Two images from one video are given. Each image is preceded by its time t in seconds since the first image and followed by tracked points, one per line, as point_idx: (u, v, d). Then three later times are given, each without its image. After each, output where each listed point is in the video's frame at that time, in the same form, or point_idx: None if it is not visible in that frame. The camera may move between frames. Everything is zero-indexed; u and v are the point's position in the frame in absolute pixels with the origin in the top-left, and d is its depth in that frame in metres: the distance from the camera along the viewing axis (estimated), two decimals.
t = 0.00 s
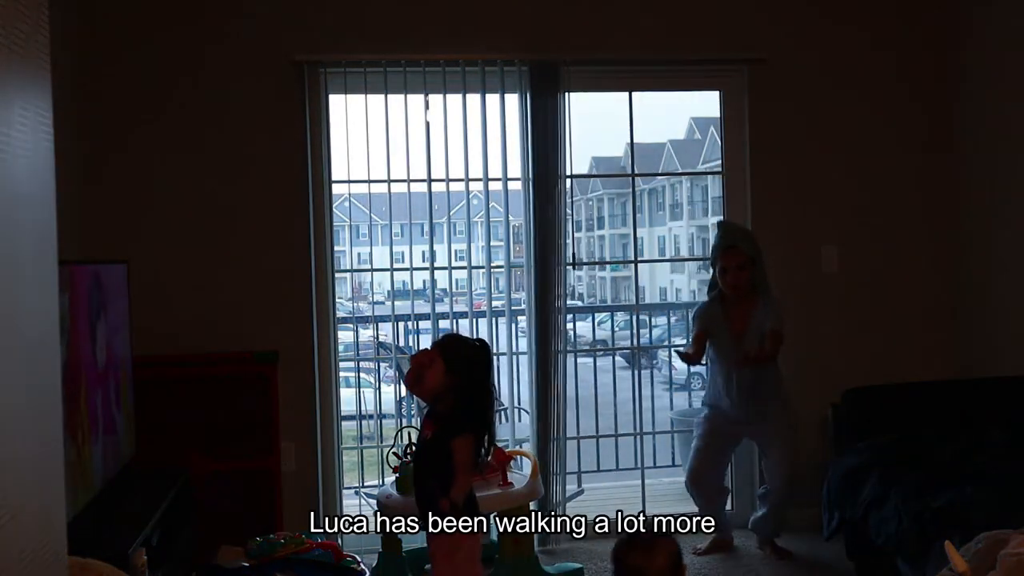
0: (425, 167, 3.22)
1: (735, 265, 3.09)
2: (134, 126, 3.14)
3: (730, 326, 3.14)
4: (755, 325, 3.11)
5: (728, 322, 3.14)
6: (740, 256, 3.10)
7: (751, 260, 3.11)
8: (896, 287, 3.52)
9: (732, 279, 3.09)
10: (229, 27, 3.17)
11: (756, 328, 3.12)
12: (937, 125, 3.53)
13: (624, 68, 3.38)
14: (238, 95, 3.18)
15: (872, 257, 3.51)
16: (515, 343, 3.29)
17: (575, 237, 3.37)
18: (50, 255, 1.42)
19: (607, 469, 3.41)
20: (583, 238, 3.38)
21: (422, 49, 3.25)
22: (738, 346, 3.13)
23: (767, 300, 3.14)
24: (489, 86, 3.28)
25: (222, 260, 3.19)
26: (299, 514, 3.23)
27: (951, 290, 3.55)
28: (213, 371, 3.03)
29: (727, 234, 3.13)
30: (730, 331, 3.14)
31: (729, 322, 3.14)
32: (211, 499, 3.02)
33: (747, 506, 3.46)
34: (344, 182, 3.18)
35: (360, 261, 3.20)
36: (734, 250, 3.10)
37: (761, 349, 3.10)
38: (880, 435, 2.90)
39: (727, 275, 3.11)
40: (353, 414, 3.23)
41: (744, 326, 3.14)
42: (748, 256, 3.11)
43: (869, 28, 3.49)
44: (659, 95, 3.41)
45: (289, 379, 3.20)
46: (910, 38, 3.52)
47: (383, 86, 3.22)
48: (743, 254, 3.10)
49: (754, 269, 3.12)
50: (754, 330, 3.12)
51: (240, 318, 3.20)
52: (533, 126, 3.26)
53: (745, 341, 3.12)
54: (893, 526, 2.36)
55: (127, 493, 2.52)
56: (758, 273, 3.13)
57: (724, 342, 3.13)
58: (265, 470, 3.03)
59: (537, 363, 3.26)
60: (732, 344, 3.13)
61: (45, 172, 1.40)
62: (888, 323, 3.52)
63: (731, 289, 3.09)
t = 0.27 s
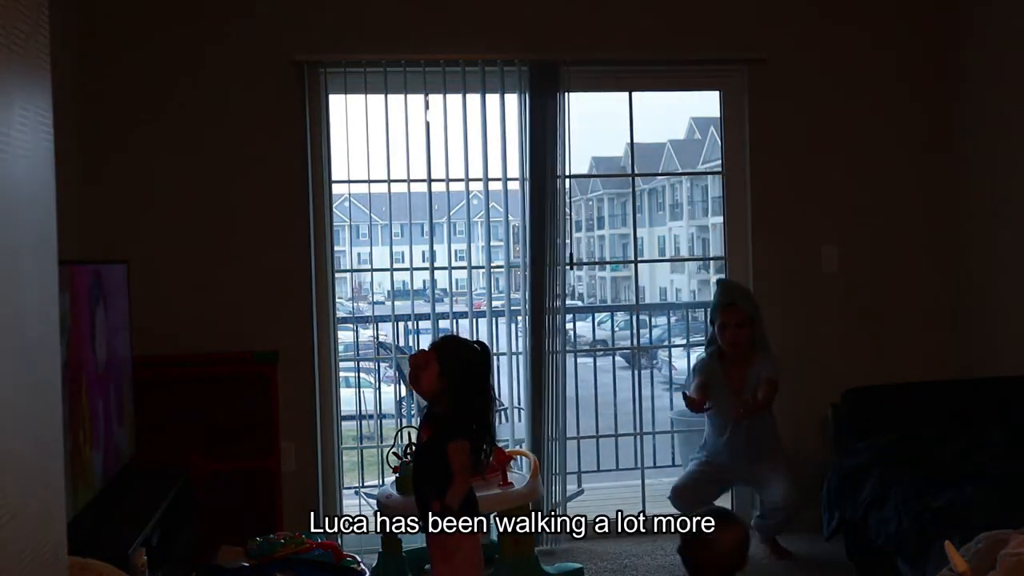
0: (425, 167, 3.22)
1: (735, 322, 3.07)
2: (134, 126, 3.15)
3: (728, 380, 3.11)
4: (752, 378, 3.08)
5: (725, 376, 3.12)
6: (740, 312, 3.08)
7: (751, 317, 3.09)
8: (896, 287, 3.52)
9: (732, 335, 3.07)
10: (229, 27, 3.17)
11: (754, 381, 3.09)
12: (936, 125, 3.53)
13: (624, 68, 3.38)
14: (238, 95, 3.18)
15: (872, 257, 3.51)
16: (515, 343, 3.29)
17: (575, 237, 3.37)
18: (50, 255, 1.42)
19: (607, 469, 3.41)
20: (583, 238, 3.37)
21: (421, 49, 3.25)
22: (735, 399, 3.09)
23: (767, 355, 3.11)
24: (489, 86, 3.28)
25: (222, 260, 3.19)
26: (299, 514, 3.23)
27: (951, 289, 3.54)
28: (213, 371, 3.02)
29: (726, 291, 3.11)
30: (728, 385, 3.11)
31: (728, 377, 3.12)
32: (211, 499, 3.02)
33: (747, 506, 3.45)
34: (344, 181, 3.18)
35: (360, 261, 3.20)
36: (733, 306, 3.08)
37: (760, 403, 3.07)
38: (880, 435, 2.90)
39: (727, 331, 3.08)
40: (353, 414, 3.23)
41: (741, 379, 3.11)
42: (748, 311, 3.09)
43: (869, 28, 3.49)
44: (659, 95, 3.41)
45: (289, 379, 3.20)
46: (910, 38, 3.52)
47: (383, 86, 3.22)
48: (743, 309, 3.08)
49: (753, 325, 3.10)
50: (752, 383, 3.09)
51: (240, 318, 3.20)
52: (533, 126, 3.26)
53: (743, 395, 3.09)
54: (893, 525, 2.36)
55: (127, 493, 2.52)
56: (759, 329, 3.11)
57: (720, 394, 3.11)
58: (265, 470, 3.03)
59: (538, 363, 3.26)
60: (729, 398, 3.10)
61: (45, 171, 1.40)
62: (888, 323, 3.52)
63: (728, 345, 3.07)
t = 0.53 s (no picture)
0: (425, 167, 3.22)
1: (732, 343, 3.07)
2: (134, 125, 3.14)
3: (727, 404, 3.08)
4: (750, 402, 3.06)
5: (723, 399, 3.09)
6: (737, 334, 3.07)
7: (747, 339, 3.08)
8: (897, 287, 3.52)
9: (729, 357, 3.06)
10: (229, 27, 3.17)
11: (752, 404, 3.07)
12: (936, 125, 3.53)
13: (624, 68, 3.38)
14: (238, 95, 3.18)
15: (872, 257, 3.51)
16: (515, 343, 3.29)
17: (575, 237, 3.37)
18: (50, 255, 1.42)
19: (607, 469, 3.41)
20: (583, 238, 3.37)
21: (422, 49, 3.25)
22: (733, 423, 3.07)
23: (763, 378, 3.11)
24: (489, 86, 3.28)
25: (222, 260, 3.19)
26: (299, 514, 3.23)
27: (951, 289, 3.54)
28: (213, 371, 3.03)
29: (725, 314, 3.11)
30: (726, 409, 3.08)
31: (725, 401, 3.09)
32: (211, 499, 3.02)
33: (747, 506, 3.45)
34: (344, 181, 3.18)
35: (360, 261, 3.20)
36: (730, 328, 3.08)
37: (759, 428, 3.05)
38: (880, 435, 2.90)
39: (723, 353, 3.08)
40: (353, 414, 3.23)
41: (738, 402, 3.09)
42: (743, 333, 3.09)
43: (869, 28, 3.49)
44: (659, 95, 3.41)
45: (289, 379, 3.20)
46: (910, 38, 3.52)
47: (383, 86, 3.22)
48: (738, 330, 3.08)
49: (750, 348, 3.10)
50: (751, 407, 3.07)
51: (240, 318, 3.20)
52: (534, 126, 3.26)
53: (742, 419, 3.07)
54: (892, 525, 2.36)
55: (127, 493, 2.52)
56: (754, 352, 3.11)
57: (718, 417, 3.07)
58: (265, 470, 3.03)
59: (538, 363, 3.26)
60: (727, 421, 3.07)
61: (45, 171, 1.40)
62: (888, 323, 3.52)
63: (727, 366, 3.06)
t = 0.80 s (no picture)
0: (425, 167, 3.22)
1: (725, 346, 3.00)
2: (135, 125, 3.15)
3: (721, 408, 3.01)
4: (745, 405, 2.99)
5: (717, 404, 3.02)
6: (729, 336, 3.01)
7: (739, 342, 3.02)
8: (896, 286, 3.52)
9: (722, 359, 2.99)
10: (229, 27, 3.17)
11: (747, 409, 3.00)
12: (936, 125, 3.53)
13: (624, 68, 3.38)
14: (238, 95, 3.18)
15: (872, 258, 3.50)
16: (515, 343, 3.29)
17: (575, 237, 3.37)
18: (50, 255, 1.42)
19: (607, 469, 3.41)
20: (584, 238, 3.37)
21: (421, 49, 3.25)
22: (729, 429, 3.00)
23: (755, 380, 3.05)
24: (489, 87, 3.28)
25: (222, 260, 3.19)
26: (300, 514, 3.23)
27: (951, 289, 3.54)
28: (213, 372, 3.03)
29: (714, 317, 3.06)
30: (720, 414, 3.01)
31: (717, 405, 3.01)
32: (211, 499, 3.02)
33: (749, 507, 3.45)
34: (344, 182, 3.18)
35: (360, 261, 3.21)
36: (722, 330, 3.02)
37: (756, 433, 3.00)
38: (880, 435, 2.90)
39: (716, 356, 3.00)
40: (353, 414, 3.23)
41: (732, 407, 3.01)
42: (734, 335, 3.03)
43: (869, 28, 3.49)
44: (659, 96, 3.41)
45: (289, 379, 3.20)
46: (910, 38, 3.52)
47: (383, 86, 3.22)
48: (729, 332, 3.02)
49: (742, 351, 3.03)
50: (746, 411, 3.00)
51: (240, 318, 3.20)
52: (534, 126, 3.26)
53: (738, 424, 3.00)
54: (892, 525, 2.36)
55: (127, 493, 2.52)
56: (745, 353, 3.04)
57: (713, 423, 3.00)
58: (265, 470, 3.03)
59: (538, 363, 3.26)
60: (723, 427, 3.00)
61: (45, 171, 1.40)
62: (888, 323, 3.52)
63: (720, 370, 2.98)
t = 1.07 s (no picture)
0: (425, 167, 3.21)
1: (700, 342, 2.87)
2: (135, 125, 3.14)
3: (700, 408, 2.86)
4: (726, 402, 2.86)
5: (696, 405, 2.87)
6: (705, 331, 2.89)
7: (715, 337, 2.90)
8: (896, 286, 3.52)
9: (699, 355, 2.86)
10: (229, 27, 3.17)
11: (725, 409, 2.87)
12: (936, 126, 3.53)
13: (624, 68, 3.38)
14: (238, 95, 3.18)
15: (872, 258, 3.51)
16: (515, 343, 3.29)
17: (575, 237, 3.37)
18: (49, 255, 1.42)
19: (607, 469, 3.41)
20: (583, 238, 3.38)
21: (422, 49, 3.25)
22: (710, 432, 2.84)
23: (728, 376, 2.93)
24: (490, 87, 3.28)
25: (222, 260, 3.19)
26: (300, 514, 3.23)
27: (950, 289, 3.54)
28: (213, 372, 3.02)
29: (691, 313, 2.96)
30: (700, 417, 2.85)
31: (695, 405, 2.86)
32: (211, 499, 3.02)
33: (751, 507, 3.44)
34: (344, 182, 3.18)
35: (360, 261, 3.21)
36: (699, 326, 2.89)
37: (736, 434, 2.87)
38: (880, 435, 2.90)
39: (693, 353, 2.87)
40: (353, 414, 3.23)
41: (710, 408, 2.87)
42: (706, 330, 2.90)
43: (868, 28, 3.49)
44: (659, 96, 3.41)
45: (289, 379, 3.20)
46: (909, 38, 3.52)
47: (383, 86, 3.22)
48: (701, 327, 2.90)
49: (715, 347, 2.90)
50: (725, 411, 2.86)
51: (240, 318, 3.20)
52: (534, 126, 3.26)
53: (717, 426, 2.85)
54: (892, 525, 2.35)
55: (127, 493, 2.52)
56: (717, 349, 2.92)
57: (695, 427, 2.84)
58: (265, 470, 3.03)
59: (538, 363, 3.26)
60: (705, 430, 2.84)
61: (45, 171, 1.40)
62: (888, 323, 3.52)
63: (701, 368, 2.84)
